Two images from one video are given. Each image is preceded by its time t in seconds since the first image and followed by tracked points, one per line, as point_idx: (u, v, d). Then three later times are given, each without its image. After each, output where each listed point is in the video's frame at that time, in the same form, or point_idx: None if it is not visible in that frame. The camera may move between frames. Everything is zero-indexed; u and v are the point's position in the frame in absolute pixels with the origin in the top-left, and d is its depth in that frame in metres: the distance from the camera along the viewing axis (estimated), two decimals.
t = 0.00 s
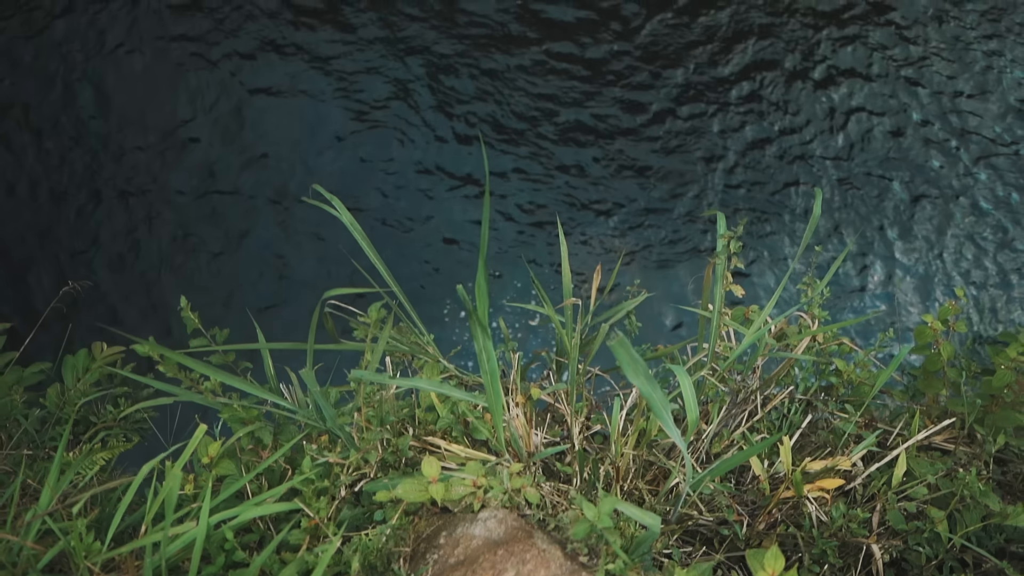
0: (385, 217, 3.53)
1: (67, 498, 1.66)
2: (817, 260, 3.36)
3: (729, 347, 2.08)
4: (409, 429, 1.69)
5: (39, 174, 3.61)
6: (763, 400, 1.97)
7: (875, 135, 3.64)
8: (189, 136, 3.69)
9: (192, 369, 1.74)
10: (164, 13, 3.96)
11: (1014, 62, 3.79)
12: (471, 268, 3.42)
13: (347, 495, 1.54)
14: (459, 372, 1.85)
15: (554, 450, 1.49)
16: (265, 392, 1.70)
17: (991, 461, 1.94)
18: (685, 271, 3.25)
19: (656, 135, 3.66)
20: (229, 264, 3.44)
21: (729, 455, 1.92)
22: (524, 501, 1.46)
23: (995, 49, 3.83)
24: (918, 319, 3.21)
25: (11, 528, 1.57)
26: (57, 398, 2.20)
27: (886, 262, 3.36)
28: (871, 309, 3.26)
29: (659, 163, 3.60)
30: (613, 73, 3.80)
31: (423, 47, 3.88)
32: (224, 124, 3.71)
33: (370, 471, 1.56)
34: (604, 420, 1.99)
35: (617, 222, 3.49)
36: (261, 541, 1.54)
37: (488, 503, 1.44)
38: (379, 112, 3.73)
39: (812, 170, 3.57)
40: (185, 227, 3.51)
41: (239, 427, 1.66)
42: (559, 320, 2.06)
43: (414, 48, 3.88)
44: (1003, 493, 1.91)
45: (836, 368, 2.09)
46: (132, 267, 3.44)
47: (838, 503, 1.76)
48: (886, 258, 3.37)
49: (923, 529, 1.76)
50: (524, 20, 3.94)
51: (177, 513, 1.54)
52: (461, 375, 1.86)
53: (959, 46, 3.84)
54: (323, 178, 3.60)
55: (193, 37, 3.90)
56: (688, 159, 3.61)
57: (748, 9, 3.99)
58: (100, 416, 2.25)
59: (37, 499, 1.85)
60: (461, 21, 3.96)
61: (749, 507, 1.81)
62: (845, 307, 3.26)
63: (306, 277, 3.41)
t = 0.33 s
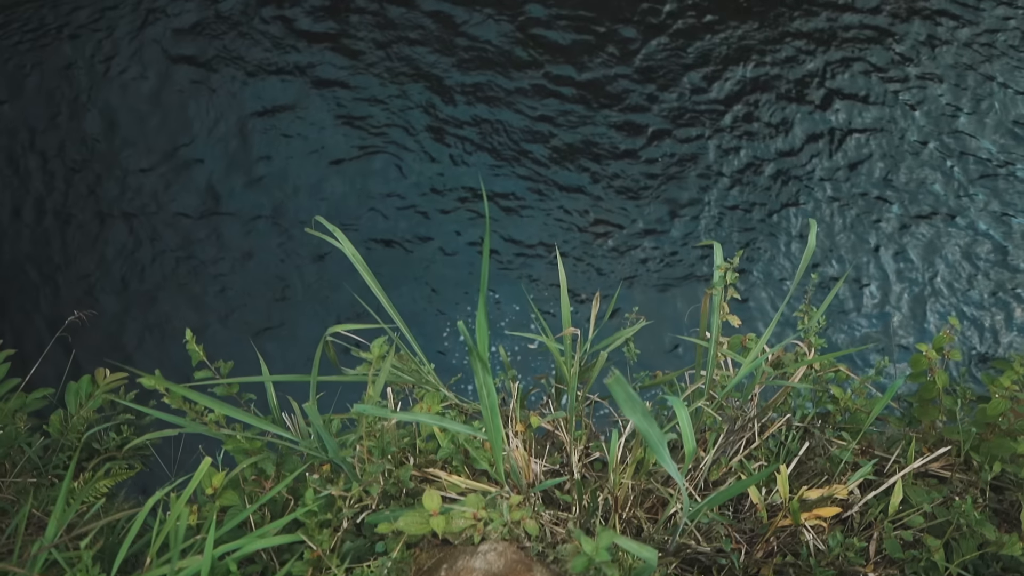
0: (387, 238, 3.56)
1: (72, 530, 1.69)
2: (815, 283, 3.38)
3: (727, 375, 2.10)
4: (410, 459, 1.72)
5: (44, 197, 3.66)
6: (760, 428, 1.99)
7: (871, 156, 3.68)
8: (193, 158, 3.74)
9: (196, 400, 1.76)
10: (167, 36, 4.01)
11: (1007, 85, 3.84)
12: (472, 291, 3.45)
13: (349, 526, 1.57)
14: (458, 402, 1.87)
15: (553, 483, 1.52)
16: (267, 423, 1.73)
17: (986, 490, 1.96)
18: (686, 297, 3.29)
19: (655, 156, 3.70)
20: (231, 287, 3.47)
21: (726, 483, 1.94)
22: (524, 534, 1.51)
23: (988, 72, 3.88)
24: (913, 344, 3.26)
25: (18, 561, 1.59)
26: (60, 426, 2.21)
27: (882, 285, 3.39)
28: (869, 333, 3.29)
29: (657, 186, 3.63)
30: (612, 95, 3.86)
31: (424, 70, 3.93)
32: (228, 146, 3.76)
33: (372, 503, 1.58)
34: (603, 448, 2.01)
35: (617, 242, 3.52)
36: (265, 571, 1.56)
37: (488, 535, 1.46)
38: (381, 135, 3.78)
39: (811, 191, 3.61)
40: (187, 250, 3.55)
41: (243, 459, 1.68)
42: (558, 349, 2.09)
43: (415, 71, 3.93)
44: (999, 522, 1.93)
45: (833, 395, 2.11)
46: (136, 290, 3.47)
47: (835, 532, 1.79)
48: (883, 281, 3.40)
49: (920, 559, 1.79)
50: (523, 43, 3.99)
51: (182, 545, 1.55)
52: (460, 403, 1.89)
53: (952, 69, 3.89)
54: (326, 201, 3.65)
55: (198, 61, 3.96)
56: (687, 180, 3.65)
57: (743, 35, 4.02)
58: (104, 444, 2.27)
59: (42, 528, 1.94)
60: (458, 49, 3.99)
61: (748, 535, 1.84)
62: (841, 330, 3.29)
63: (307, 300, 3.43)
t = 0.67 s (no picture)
0: (388, 261, 3.60)
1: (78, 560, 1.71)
2: (813, 305, 3.41)
3: (724, 403, 2.12)
4: (410, 490, 1.74)
5: (49, 220, 3.70)
6: (756, 455, 2.02)
7: (868, 177, 3.73)
8: (197, 182, 3.78)
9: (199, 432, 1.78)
10: (173, 61, 4.08)
11: (1000, 109, 3.91)
12: (472, 315, 3.48)
13: (351, 556, 1.60)
14: (459, 430, 1.90)
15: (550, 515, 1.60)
16: (270, 452, 1.75)
17: (981, 517, 2.00)
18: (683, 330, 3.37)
19: (654, 177, 3.75)
20: (233, 310, 3.50)
21: (725, 511, 1.95)
22: (524, 563, 1.53)
23: (982, 96, 3.95)
24: (910, 367, 3.28)
25: None
26: (64, 452, 2.23)
27: (881, 310, 3.41)
28: (868, 356, 3.31)
29: (655, 208, 3.68)
30: (611, 118, 3.91)
31: (425, 94, 3.99)
32: (232, 169, 3.81)
33: (374, 534, 1.61)
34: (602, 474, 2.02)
35: (617, 264, 3.55)
36: None
37: (488, 565, 1.48)
38: (382, 159, 3.83)
39: (809, 212, 3.65)
40: (190, 273, 3.58)
41: (247, 489, 1.69)
42: (557, 377, 2.10)
43: (416, 94, 3.99)
44: (994, 550, 1.96)
45: (831, 424, 2.14)
46: (141, 314, 3.50)
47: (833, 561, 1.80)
48: (881, 304, 3.43)
49: None
50: (523, 67, 4.06)
51: None
52: (461, 431, 1.91)
53: (947, 92, 3.95)
54: (329, 223, 3.69)
55: (202, 84, 4.02)
56: (685, 201, 3.69)
57: (739, 59, 4.09)
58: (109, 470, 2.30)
59: (47, 557, 1.96)
60: (459, 72, 4.05)
61: (745, 562, 1.86)
62: (839, 352, 3.32)
63: (309, 324, 3.46)
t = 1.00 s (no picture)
0: (390, 282, 3.63)
1: None
2: (810, 327, 3.44)
3: (721, 428, 2.14)
4: (411, 516, 1.77)
5: (54, 241, 3.74)
6: (754, 480, 2.04)
7: (864, 197, 3.77)
8: (201, 204, 3.83)
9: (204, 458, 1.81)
10: (178, 85, 4.14)
11: (994, 130, 3.96)
12: (472, 337, 3.50)
13: None
14: (459, 455, 1.93)
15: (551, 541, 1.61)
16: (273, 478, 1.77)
17: (976, 542, 2.02)
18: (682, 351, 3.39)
19: (653, 197, 3.80)
20: (235, 331, 3.53)
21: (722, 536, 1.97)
22: None
23: (976, 116, 4.00)
24: (907, 389, 3.30)
25: None
26: (67, 475, 2.25)
27: (877, 331, 3.44)
28: (865, 377, 3.33)
29: (653, 228, 3.72)
30: (610, 138, 3.97)
31: (425, 115, 4.05)
32: (235, 190, 3.86)
33: (375, 560, 1.62)
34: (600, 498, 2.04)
35: (616, 283, 3.59)
36: None
37: None
38: (383, 180, 3.88)
39: (807, 232, 3.69)
40: (193, 295, 3.61)
41: (251, 516, 1.72)
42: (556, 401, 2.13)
43: (417, 116, 4.05)
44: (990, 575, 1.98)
45: (827, 448, 2.18)
46: (145, 335, 3.52)
47: None
48: (878, 325, 3.45)
49: None
50: (521, 88, 4.12)
51: None
52: (461, 457, 1.94)
53: (941, 113, 4.01)
54: (331, 243, 3.72)
55: (206, 107, 4.08)
56: (683, 221, 3.73)
57: (734, 80, 4.16)
58: (112, 493, 2.32)
59: None
60: (460, 94, 4.12)
61: None
62: (836, 373, 3.35)
63: (310, 345, 3.48)
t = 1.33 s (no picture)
0: (391, 307, 3.66)
1: None
2: (807, 352, 3.46)
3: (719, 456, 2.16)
4: (412, 547, 1.79)
5: (58, 267, 3.77)
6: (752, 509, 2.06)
7: (858, 221, 3.82)
8: (204, 231, 3.87)
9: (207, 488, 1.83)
10: (182, 114, 4.20)
11: (987, 154, 4.02)
12: (472, 362, 3.53)
13: None
14: (459, 484, 1.95)
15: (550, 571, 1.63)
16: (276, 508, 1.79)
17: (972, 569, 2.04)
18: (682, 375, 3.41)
19: (650, 221, 3.84)
20: (237, 356, 3.55)
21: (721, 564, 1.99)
22: None
23: (967, 141, 4.07)
24: (903, 413, 3.32)
25: None
26: (70, 504, 2.26)
27: (874, 355, 3.46)
28: (863, 402, 3.35)
29: (650, 252, 3.76)
30: (607, 162, 4.03)
31: (425, 141, 4.11)
32: (237, 217, 3.90)
33: None
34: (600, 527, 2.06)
35: (615, 307, 3.62)
36: None
37: None
38: (383, 205, 3.92)
39: (804, 256, 3.73)
40: (196, 321, 3.64)
41: (254, 546, 1.74)
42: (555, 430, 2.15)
43: (417, 142, 4.11)
44: None
45: (825, 476, 2.19)
46: (147, 361, 3.54)
47: None
48: (874, 350, 3.48)
49: None
50: (520, 114, 4.19)
51: None
52: (461, 486, 1.96)
53: (933, 137, 4.07)
54: (333, 268, 3.76)
55: (209, 135, 4.14)
56: (681, 245, 3.77)
57: (730, 105, 4.22)
58: (114, 521, 2.33)
59: None
60: (460, 120, 4.18)
61: None
62: (835, 399, 3.37)
63: (311, 371, 3.51)
